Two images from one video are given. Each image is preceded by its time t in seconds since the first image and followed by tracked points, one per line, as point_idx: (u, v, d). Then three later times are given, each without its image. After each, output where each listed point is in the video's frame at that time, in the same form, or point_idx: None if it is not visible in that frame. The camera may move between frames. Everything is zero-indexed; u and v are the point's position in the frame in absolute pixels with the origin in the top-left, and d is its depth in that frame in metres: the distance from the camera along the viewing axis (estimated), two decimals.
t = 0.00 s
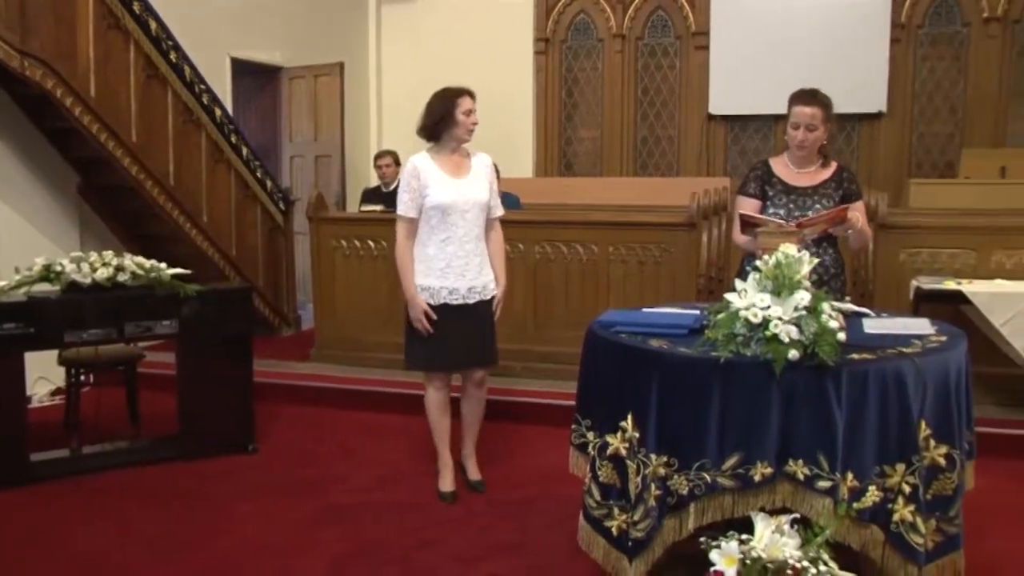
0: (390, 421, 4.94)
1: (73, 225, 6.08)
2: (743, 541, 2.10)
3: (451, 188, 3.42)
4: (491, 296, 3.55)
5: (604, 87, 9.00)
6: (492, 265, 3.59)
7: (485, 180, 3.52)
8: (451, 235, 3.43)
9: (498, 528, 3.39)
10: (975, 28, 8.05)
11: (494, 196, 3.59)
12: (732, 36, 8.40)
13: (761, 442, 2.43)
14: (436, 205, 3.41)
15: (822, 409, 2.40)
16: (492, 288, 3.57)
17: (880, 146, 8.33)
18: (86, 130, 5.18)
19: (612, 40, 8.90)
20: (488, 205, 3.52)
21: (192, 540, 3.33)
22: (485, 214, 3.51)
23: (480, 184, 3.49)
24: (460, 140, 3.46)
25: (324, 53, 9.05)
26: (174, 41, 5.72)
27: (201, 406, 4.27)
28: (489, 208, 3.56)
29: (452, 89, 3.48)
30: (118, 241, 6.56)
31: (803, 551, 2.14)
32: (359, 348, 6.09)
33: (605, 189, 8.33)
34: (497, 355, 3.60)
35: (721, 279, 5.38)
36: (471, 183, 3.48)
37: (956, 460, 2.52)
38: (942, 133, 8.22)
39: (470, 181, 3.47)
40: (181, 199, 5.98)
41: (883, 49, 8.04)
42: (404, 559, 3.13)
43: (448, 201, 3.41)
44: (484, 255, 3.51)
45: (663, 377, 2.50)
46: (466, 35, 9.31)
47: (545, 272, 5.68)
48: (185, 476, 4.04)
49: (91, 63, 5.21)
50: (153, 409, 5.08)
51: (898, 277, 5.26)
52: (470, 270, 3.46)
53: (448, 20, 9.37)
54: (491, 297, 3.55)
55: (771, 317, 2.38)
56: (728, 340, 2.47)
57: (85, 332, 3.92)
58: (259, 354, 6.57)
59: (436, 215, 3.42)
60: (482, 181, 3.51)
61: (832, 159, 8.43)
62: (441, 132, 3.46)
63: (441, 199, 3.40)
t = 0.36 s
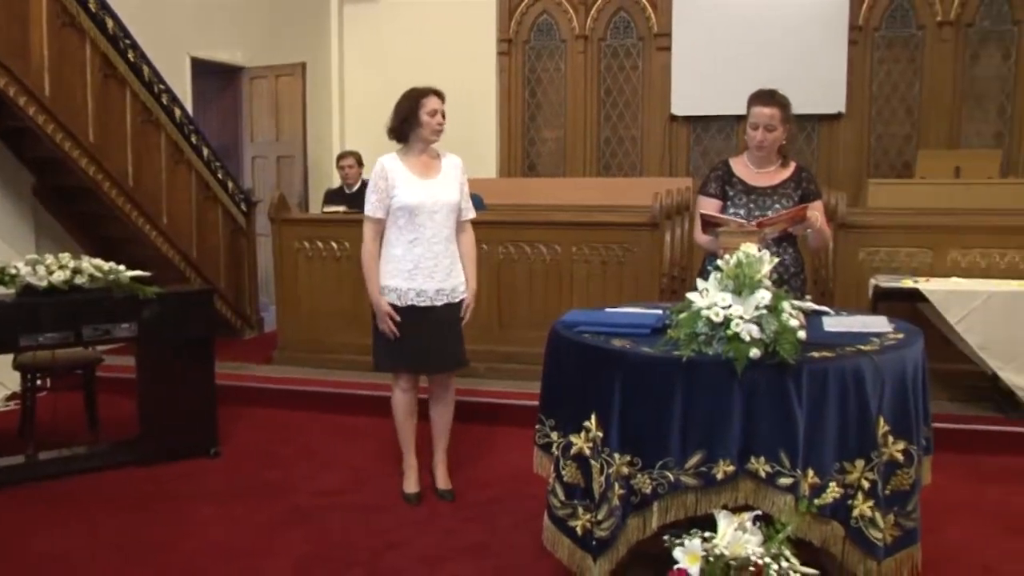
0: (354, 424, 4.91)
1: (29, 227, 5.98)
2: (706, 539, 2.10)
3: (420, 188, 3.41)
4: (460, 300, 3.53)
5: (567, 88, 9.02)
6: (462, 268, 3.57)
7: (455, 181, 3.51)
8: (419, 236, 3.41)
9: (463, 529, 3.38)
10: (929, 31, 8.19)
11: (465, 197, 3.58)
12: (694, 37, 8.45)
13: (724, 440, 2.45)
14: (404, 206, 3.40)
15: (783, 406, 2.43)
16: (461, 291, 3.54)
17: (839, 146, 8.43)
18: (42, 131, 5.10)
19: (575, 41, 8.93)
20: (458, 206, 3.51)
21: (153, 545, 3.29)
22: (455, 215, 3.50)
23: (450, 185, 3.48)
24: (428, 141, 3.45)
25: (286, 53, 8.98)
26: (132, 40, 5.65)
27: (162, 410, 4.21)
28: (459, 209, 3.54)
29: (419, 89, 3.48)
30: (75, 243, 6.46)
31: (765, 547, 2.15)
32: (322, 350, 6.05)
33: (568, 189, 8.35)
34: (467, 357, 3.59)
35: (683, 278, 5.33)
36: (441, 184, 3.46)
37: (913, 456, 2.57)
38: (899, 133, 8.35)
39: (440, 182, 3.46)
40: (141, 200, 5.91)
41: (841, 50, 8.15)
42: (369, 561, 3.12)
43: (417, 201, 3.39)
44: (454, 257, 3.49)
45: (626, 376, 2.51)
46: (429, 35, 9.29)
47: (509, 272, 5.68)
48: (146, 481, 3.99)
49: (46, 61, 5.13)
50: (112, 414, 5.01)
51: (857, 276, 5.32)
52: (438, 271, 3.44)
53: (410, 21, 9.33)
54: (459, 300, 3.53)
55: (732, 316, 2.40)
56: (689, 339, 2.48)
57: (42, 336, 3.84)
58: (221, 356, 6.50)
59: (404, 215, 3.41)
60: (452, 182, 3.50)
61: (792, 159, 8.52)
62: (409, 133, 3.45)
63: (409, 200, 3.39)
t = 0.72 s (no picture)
0: (321, 425, 4.89)
1: None
2: (674, 537, 2.12)
3: (391, 190, 3.40)
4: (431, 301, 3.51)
5: (534, 88, 9.03)
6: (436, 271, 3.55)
7: (428, 182, 3.50)
8: (392, 238, 3.40)
9: (432, 530, 3.37)
10: (890, 33, 8.31)
11: (439, 198, 3.56)
12: (660, 38, 8.49)
13: (690, 439, 2.47)
14: (376, 208, 3.38)
15: (748, 404, 2.45)
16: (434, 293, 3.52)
17: (803, 147, 8.52)
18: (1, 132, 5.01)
19: (542, 41, 8.94)
20: (431, 207, 3.50)
21: (117, 550, 3.25)
22: (428, 216, 3.49)
23: (423, 186, 3.47)
24: (400, 141, 3.44)
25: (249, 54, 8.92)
26: (92, 38, 5.57)
27: (126, 414, 4.16)
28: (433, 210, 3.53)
29: (392, 89, 3.46)
30: (35, 245, 6.36)
31: (732, 545, 2.17)
32: (288, 352, 6.01)
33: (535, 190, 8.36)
34: (438, 358, 3.58)
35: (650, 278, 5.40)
36: (413, 185, 3.45)
37: (876, 452, 2.60)
38: (862, 134, 8.45)
39: (412, 184, 3.45)
40: (102, 202, 5.84)
41: (805, 52, 8.23)
42: (337, 563, 3.10)
43: (388, 203, 3.38)
44: (427, 259, 3.48)
45: (593, 375, 2.52)
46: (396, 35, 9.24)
47: (476, 273, 5.67)
48: (110, 485, 3.94)
49: (3, 59, 5.04)
50: (74, 418, 4.94)
51: (822, 275, 5.38)
52: (412, 273, 3.43)
53: (376, 21, 9.28)
54: (431, 301, 3.52)
55: (698, 315, 2.41)
56: (656, 339, 2.49)
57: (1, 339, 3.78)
58: (185, 359, 6.43)
59: (377, 217, 3.39)
60: (425, 183, 3.48)
61: (757, 159, 8.60)
62: (381, 134, 3.45)
63: (381, 202, 3.38)
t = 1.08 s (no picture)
0: (289, 428, 4.85)
1: None
2: (642, 536, 2.12)
3: (356, 191, 3.38)
4: (399, 303, 3.50)
5: (502, 89, 9.03)
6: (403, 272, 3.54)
7: (394, 183, 3.49)
8: (358, 239, 3.38)
9: (400, 531, 3.36)
10: (854, 35, 8.40)
11: (405, 199, 3.55)
12: (627, 39, 8.53)
13: (658, 438, 2.48)
14: (341, 209, 3.37)
15: (715, 403, 2.46)
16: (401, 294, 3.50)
17: (770, 148, 8.59)
18: None
19: (509, 42, 8.95)
20: (397, 209, 3.48)
21: (79, 555, 3.21)
22: (394, 217, 3.48)
23: (388, 187, 3.45)
24: (365, 142, 3.42)
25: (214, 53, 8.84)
26: (52, 37, 5.51)
27: (89, 418, 4.11)
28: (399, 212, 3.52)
29: (357, 90, 3.45)
30: None
31: (699, 543, 2.18)
32: (255, 354, 5.96)
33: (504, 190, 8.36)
34: (407, 359, 3.56)
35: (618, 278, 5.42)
36: (379, 186, 3.44)
37: (841, 449, 2.63)
38: (827, 135, 8.55)
39: (378, 185, 3.43)
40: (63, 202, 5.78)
41: (770, 54, 8.30)
42: (304, 565, 3.08)
43: (353, 205, 3.36)
44: (394, 261, 3.46)
45: (561, 375, 2.52)
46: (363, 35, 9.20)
47: (445, 274, 5.66)
48: (73, 490, 3.89)
49: None
50: (36, 422, 4.87)
51: (788, 275, 5.43)
52: (378, 274, 3.42)
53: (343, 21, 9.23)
54: (399, 303, 3.50)
55: (665, 314, 2.42)
56: (624, 338, 2.50)
57: None
58: (151, 362, 6.36)
59: (342, 218, 3.38)
60: (390, 184, 3.47)
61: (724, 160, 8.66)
62: (346, 135, 3.43)
63: (345, 203, 3.36)
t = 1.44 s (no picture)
0: (255, 430, 4.81)
1: None
2: (609, 535, 2.13)
3: (319, 191, 3.36)
4: (364, 304, 3.48)
5: (469, 88, 9.02)
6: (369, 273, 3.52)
7: (358, 184, 3.47)
8: (321, 239, 3.36)
9: (368, 532, 3.34)
10: (817, 36, 8.49)
11: (370, 200, 3.53)
12: (592, 40, 8.55)
13: (625, 437, 2.49)
14: (304, 210, 3.34)
15: (680, 401, 2.48)
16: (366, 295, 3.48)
17: (735, 148, 8.66)
18: None
19: (476, 41, 8.94)
20: (361, 209, 3.46)
21: (40, 562, 3.16)
22: (358, 217, 3.45)
23: (352, 187, 3.43)
24: (328, 142, 3.40)
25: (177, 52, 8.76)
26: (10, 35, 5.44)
27: (51, 421, 4.04)
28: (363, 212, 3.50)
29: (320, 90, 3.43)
30: None
31: (666, 541, 2.19)
32: (220, 356, 5.91)
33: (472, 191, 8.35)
34: (372, 360, 3.55)
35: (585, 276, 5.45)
36: (343, 186, 3.41)
37: (806, 446, 2.65)
38: (791, 134, 8.63)
39: (342, 185, 3.41)
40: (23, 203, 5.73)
41: (734, 55, 8.38)
42: (269, 568, 3.06)
43: (316, 205, 3.34)
44: (358, 261, 3.44)
45: (527, 375, 2.52)
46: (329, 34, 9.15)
47: (411, 275, 5.65)
48: (33, 495, 3.82)
49: None
50: None
51: (753, 274, 5.47)
52: (342, 275, 3.40)
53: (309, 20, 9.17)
54: (364, 304, 3.48)
55: (631, 314, 2.43)
56: (590, 337, 2.50)
57: None
58: (114, 364, 6.27)
59: (306, 219, 3.35)
60: (354, 184, 3.45)
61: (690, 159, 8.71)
62: (309, 136, 3.41)
63: (308, 203, 3.34)
